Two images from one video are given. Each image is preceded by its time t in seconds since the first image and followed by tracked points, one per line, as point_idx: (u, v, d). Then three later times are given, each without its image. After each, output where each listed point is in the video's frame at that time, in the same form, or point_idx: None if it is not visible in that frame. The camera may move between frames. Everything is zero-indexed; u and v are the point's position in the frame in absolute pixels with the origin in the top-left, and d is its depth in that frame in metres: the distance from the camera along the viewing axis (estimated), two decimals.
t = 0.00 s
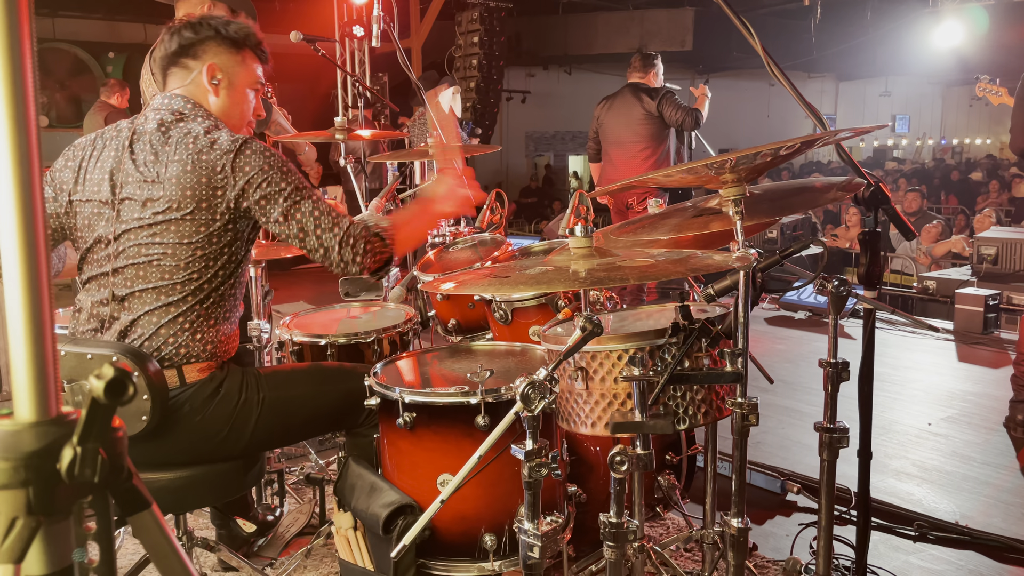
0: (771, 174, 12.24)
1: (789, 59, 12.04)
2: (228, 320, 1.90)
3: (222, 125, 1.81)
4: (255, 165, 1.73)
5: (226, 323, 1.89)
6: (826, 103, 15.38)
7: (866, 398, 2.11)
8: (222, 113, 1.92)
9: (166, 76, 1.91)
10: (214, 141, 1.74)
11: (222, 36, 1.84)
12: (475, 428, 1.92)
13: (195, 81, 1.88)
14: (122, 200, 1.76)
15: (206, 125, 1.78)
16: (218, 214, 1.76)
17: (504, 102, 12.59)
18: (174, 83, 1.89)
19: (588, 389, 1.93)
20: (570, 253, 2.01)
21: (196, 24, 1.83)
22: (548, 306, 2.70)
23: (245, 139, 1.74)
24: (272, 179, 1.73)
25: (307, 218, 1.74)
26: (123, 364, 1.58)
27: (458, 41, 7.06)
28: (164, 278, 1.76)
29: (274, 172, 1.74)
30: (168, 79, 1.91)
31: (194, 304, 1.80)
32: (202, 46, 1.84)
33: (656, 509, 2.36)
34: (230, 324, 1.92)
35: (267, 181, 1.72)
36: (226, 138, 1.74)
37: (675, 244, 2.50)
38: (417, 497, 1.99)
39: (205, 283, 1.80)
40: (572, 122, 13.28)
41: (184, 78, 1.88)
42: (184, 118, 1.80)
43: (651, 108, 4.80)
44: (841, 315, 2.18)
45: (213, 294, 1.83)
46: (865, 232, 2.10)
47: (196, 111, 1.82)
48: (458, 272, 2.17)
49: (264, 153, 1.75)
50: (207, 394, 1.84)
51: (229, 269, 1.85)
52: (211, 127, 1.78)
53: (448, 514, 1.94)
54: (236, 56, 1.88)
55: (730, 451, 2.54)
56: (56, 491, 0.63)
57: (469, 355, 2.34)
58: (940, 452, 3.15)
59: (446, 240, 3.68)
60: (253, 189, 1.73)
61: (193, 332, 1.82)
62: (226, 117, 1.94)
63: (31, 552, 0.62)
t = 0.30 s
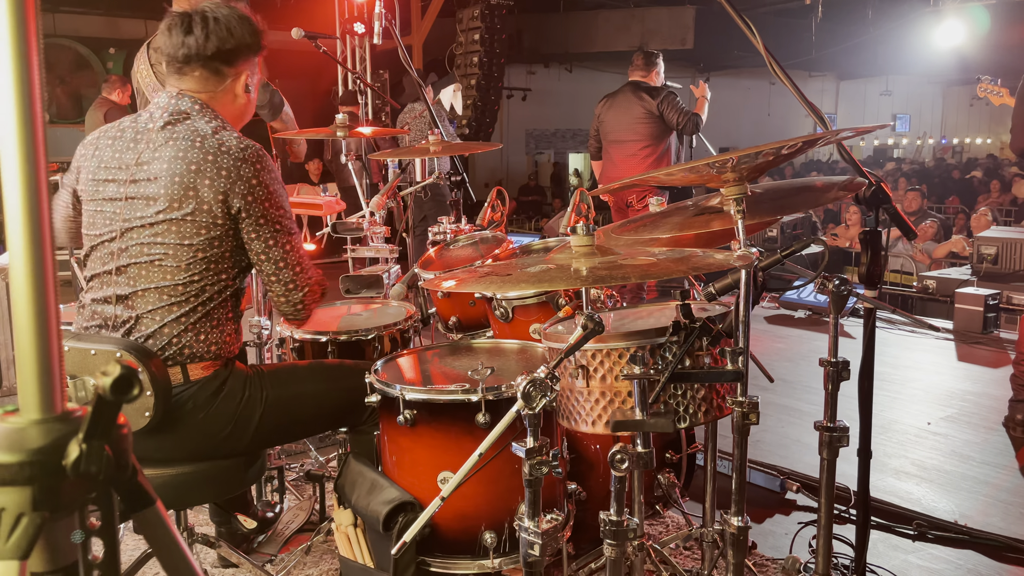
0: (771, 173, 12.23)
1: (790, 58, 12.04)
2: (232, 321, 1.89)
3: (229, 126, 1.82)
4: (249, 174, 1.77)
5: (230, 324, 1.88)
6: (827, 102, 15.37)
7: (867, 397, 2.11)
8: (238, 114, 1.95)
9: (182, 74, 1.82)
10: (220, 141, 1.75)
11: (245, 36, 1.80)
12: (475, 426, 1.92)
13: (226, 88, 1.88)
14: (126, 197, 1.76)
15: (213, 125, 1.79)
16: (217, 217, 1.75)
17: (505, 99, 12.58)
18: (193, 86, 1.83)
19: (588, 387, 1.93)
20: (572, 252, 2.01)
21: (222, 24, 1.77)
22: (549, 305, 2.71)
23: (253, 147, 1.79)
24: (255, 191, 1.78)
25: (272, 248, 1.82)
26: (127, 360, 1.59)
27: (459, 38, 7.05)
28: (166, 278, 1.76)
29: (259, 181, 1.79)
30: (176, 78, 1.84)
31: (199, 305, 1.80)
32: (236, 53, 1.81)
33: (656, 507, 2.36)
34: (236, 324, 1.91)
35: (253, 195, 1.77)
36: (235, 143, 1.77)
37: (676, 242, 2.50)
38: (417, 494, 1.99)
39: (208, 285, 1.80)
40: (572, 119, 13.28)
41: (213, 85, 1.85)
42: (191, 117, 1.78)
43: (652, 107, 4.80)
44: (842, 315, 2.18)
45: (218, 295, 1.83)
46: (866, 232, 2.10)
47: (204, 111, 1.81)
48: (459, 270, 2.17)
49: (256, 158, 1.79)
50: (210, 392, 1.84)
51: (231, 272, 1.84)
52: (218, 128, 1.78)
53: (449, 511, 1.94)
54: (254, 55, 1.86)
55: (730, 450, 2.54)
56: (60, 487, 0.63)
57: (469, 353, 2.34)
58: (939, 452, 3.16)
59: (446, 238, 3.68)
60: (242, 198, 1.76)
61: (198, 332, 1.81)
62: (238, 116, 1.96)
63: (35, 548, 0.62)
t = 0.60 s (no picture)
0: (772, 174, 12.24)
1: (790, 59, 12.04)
2: (218, 310, 1.90)
3: (183, 112, 1.73)
4: (219, 142, 1.66)
5: (216, 313, 1.89)
6: (827, 103, 15.37)
7: (867, 398, 2.11)
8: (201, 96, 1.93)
9: (143, 72, 1.77)
10: (170, 131, 1.67)
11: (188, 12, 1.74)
12: (475, 425, 1.92)
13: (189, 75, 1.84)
14: (103, 200, 1.75)
15: (163, 116, 1.71)
16: (188, 206, 1.73)
17: (506, 100, 12.58)
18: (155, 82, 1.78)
19: (589, 386, 1.92)
20: (573, 251, 2.01)
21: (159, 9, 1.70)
22: (549, 304, 2.71)
23: (199, 123, 1.68)
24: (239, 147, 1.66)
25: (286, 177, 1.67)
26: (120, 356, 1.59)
27: (460, 38, 7.06)
28: (148, 275, 1.76)
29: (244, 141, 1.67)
30: (134, 75, 1.78)
31: (182, 295, 1.80)
32: (190, 37, 1.76)
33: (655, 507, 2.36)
34: (222, 314, 1.92)
35: (225, 162, 1.66)
36: (182, 128, 1.68)
37: (676, 243, 2.50)
38: (417, 494, 1.99)
39: (190, 274, 1.80)
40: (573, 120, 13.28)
41: (178, 76, 1.81)
42: (149, 111, 1.73)
43: (654, 107, 4.80)
44: (842, 315, 2.18)
45: (202, 282, 1.84)
46: (867, 232, 2.10)
47: (159, 101, 1.74)
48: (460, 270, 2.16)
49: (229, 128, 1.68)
50: (203, 388, 1.84)
51: (211, 256, 1.83)
52: (168, 118, 1.70)
53: (448, 511, 1.94)
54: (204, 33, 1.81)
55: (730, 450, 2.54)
56: (62, 484, 0.63)
57: (470, 352, 2.34)
58: (940, 453, 3.16)
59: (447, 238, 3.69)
60: (222, 167, 1.67)
61: (181, 323, 1.82)
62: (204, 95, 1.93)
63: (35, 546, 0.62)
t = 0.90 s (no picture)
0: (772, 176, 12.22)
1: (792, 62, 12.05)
2: (229, 315, 1.90)
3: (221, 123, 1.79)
4: (254, 155, 1.74)
5: (227, 317, 1.89)
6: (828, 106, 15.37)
7: (867, 402, 2.11)
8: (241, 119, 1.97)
9: (192, 79, 1.82)
10: (206, 138, 1.72)
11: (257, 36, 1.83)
12: (476, 429, 1.92)
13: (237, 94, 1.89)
14: (127, 199, 1.76)
15: (195, 123, 1.75)
16: (216, 211, 1.77)
17: (507, 102, 12.59)
18: (201, 91, 1.83)
19: (590, 390, 1.93)
20: (574, 255, 2.02)
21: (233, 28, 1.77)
22: (550, 307, 2.72)
23: (237, 135, 1.74)
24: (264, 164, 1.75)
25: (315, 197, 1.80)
26: (123, 362, 1.58)
27: (462, 40, 7.06)
28: (163, 274, 1.77)
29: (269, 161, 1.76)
30: (183, 81, 1.82)
31: (197, 298, 1.81)
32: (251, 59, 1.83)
33: (656, 511, 2.36)
34: (232, 318, 1.91)
35: (257, 173, 1.75)
36: (218, 137, 1.73)
37: (676, 247, 2.51)
38: (418, 497, 1.99)
39: (205, 278, 1.81)
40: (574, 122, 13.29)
41: (225, 92, 1.86)
42: (183, 117, 1.76)
43: (656, 111, 4.80)
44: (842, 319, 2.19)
45: (213, 285, 1.83)
46: (867, 236, 2.11)
47: (193, 109, 1.78)
48: (461, 273, 2.17)
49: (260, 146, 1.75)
50: (203, 386, 1.83)
51: (227, 262, 1.84)
52: (201, 126, 1.75)
53: (449, 515, 1.94)
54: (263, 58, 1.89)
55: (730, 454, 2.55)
56: (64, 491, 0.63)
57: (471, 355, 2.34)
58: (939, 456, 3.16)
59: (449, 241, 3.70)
60: (249, 178, 1.75)
61: (192, 325, 1.81)
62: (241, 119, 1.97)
63: (40, 552, 0.62)
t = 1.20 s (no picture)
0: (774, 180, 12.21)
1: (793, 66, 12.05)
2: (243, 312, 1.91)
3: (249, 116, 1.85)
4: (270, 150, 1.77)
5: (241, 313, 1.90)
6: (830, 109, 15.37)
7: (870, 407, 2.11)
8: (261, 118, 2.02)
9: (218, 71, 1.86)
10: (235, 125, 1.78)
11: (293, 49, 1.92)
12: (479, 434, 1.92)
13: (260, 92, 1.94)
14: (146, 179, 1.80)
15: (229, 111, 1.81)
16: (227, 198, 1.77)
17: (508, 106, 12.60)
18: (228, 82, 1.87)
19: (592, 396, 1.93)
20: (576, 260, 2.02)
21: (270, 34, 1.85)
22: (552, 312, 2.72)
23: (268, 133, 1.79)
24: (275, 176, 1.77)
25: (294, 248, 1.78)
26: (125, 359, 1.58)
27: (463, 45, 7.07)
28: (176, 255, 1.78)
29: (281, 177, 1.78)
30: (211, 71, 1.86)
31: (209, 288, 1.81)
32: (279, 61, 1.89)
33: (658, 516, 2.36)
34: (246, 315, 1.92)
35: (269, 166, 1.76)
36: (247, 125, 1.78)
37: (678, 252, 2.51)
38: (421, 503, 1.99)
39: (217, 268, 1.81)
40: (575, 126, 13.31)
41: (249, 88, 1.90)
42: (214, 105, 1.82)
43: (659, 115, 4.80)
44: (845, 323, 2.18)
45: (226, 276, 1.83)
46: (869, 241, 2.10)
47: (224, 98, 1.84)
48: (463, 278, 2.17)
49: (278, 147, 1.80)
50: (215, 377, 1.84)
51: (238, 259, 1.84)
52: (234, 113, 1.81)
53: (452, 520, 1.95)
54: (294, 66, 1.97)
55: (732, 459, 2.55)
56: (71, 499, 0.63)
57: (472, 360, 2.35)
58: (943, 460, 3.15)
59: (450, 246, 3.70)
60: (257, 177, 1.76)
61: (206, 312, 1.82)
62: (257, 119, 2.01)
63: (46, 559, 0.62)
